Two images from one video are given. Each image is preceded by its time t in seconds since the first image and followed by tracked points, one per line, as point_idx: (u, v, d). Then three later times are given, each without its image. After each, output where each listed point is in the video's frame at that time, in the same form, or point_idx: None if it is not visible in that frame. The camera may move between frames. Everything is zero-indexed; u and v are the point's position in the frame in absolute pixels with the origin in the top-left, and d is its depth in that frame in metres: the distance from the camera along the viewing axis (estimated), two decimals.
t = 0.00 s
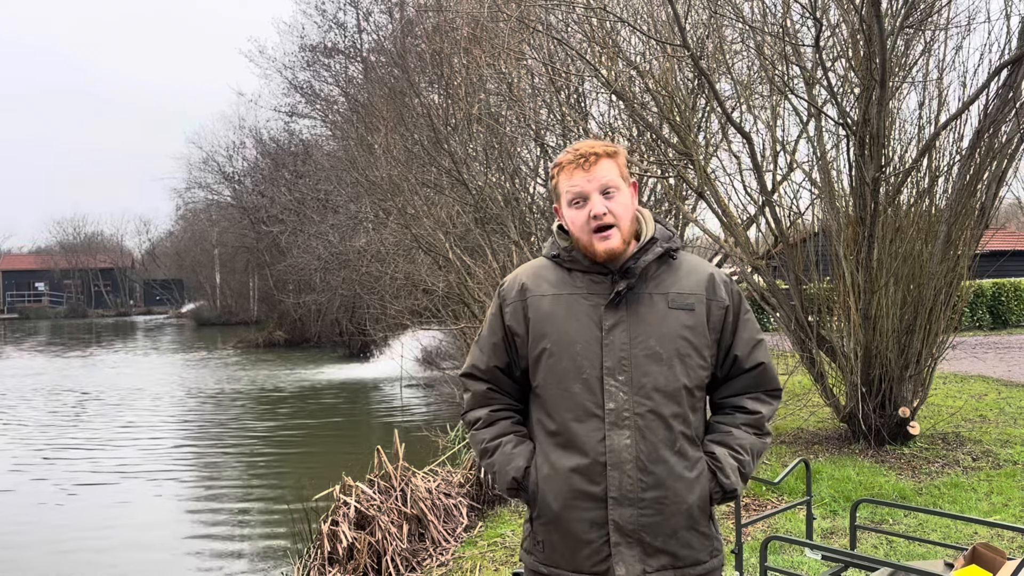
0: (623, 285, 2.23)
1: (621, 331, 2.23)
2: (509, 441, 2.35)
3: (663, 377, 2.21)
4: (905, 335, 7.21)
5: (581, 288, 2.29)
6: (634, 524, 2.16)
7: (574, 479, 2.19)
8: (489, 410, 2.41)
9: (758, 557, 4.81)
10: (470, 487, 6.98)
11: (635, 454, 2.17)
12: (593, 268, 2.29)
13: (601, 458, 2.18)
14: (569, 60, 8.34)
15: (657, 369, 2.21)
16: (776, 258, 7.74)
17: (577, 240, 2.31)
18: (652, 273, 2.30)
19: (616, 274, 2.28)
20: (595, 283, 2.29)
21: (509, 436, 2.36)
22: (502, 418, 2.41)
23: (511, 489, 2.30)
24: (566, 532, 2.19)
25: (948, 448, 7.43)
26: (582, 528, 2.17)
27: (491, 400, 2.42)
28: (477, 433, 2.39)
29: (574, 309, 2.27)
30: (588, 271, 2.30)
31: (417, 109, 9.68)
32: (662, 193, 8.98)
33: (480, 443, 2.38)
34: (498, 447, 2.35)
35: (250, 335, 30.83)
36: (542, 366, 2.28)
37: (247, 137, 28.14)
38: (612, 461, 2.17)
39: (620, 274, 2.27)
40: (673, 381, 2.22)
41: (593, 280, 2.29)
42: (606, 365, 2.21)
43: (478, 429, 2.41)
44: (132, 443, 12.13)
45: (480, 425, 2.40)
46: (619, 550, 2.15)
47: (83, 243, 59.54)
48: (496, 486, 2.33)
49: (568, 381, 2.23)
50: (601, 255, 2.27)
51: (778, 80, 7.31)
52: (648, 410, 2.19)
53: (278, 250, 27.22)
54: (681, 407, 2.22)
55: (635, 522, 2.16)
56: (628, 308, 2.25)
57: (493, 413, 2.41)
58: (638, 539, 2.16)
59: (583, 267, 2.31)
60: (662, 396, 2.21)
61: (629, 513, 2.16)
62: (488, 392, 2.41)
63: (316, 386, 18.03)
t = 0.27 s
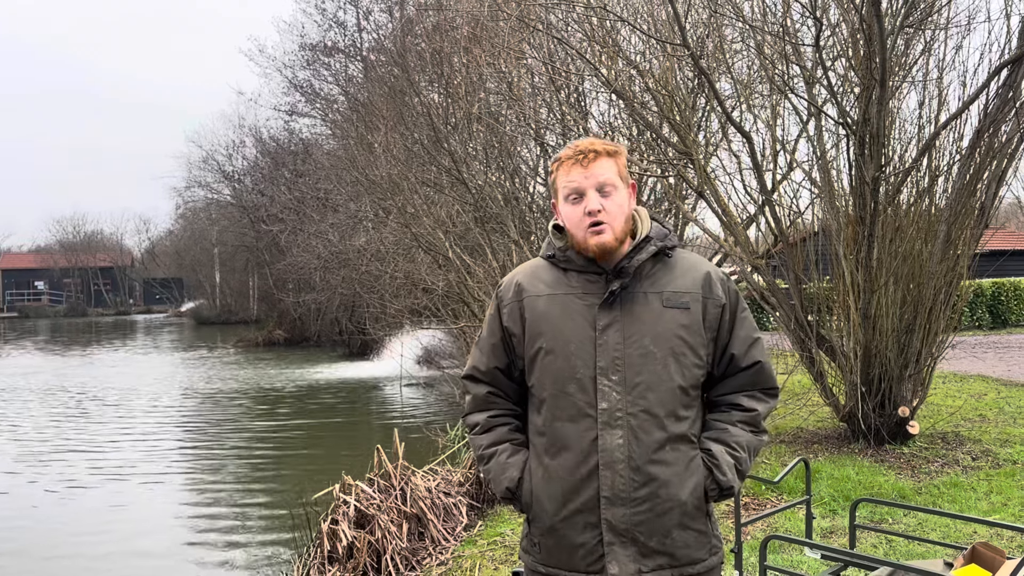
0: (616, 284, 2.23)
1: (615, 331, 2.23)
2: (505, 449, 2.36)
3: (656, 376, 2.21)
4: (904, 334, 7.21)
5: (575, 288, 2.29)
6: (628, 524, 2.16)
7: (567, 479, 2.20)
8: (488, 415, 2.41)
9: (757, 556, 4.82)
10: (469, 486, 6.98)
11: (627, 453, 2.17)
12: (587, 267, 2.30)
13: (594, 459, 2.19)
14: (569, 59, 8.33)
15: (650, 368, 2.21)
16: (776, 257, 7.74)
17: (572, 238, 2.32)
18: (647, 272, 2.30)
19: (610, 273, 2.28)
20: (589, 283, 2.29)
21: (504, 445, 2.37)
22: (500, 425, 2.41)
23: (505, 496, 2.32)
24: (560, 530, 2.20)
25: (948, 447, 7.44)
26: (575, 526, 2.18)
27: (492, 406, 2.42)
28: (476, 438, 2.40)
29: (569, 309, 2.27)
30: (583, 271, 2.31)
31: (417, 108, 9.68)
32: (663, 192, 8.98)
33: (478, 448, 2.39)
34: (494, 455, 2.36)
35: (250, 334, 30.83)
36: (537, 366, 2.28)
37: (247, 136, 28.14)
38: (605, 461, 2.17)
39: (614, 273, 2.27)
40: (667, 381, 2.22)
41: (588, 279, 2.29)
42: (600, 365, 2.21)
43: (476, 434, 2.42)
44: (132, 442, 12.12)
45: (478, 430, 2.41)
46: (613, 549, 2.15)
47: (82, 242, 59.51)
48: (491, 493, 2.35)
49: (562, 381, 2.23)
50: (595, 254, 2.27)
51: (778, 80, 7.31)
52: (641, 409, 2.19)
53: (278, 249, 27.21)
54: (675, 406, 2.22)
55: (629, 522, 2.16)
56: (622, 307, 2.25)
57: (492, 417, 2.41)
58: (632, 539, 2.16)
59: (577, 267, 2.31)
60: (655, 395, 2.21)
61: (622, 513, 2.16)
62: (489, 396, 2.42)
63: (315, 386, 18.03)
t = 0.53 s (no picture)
0: (614, 281, 2.24)
1: (613, 328, 2.23)
2: (503, 442, 2.36)
3: (655, 373, 2.21)
4: (904, 334, 7.21)
5: (573, 285, 2.30)
6: (627, 519, 2.16)
7: (566, 475, 2.20)
8: (485, 409, 2.42)
9: (756, 555, 4.82)
10: (468, 485, 6.99)
11: (627, 449, 2.18)
12: (585, 264, 2.30)
13: (593, 454, 2.19)
14: (569, 58, 8.33)
15: (649, 364, 2.21)
16: (776, 256, 7.75)
17: (583, 234, 2.30)
18: (644, 269, 2.30)
19: (607, 270, 2.30)
20: (587, 280, 2.29)
21: (502, 438, 2.37)
22: (498, 418, 2.41)
23: (504, 490, 2.32)
24: (559, 527, 2.19)
25: (947, 447, 7.44)
26: (573, 523, 2.18)
27: (489, 399, 2.43)
28: (473, 433, 2.41)
29: (567, 306, 2.27)
30: (581, 268, 2.31)
31: (417, 107, 9.68)
32: (663, 191, 8.98)
33: (476, 442, 2.40)
34: (492, 448, 2.36)
35: (250, 333, 30.85)
36: (535, 363, 2.28)
37: (247, 135, 28.14)
38: (604, 458, 2.17)
39: (612, 271, 2.28)
40: (665, 377, 2.22)
41: (585, 277, 2.30)
42: (598, 362, 2.21)
43: (475, 428, 2.42)
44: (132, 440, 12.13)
45: (476, 424, 2.41)
46: (613, 545, 2.15)
47: (82, 240, 59.53)
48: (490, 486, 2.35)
49: (560, 378, 2.24)
50: (606, 254, 2.28)
51: (777, 79, 7.31)
52: (640, 405, 2.20)
53: (278, 248, 27.21)
54: (674, 402, 2.22)
55: (629, 518, 2.16)
56: (619, 304, 2.25)
57: (489, 412, 2.41)
58: (632, 535, 2.16)
59: (575, 264, 2.31)
60: (654, 391, 2.21)
61: (621, 509, 2.16)
62: (486, 390, 2.42)
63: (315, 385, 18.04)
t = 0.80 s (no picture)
0: (618, 283, 2.24)
1: (618, 329, 2.23)
2: (505, 453, 2.34)
3: (660, 374, 2.22)
4: (904, 333, 7.21)
5: (577, 286, 2.29)
6: (634, 521, 2.16)
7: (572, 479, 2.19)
8: (485, 421, 2.40)
9: (756, 554, 4.83)
10: (468, 484, 6.99)
11: (633, 450, 2.18)
12: (588, 266, 2.30)
13: (600, 456, 2.18)
14: (569, 57, 8.33)
15: (653, 366, 2.22)
16: (775, 256, 7.75)
17: (585, 235, 2.30)
18: (646, 271, 2.31)
19: (610, 272, 2.30)
20: (590, 281, 2.29)
21: (505, 449, 2.35)
22: (498, 429, 2.40)
23: (507, 501, 2.30)
24: (565, 531, 2.19)
25: (947, 446, 7.44)
26: (580, 525, 2.18)
27: (489, 410, 2.41)
28: (474, 445, 2.38)
29: (571, 308, 2.27)
30: (583, 270, 2.31)
31: (417, 106, 9.68)
32: (662, 190, 8.98)
33: (477, 454, 2.37)
34: (494, 460, 2.34)
35: (249, 332, 30.85)
36: (540, 366, 2.27)
37: (246, 134, 28.13)
38: (611, 459, 2.17)
39: (616, 273, 2.29)
40: (669, 378, 2.23)
41: (588, 278, 2.30)
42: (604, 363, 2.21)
43: (475, 439, 2.40)
44: (132, 439, 12.12)
45: (477, 435, 2.39)
46: (619, 547, 2.15)
47: (82, 239, 59.54)
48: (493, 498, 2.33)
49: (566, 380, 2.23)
50: (605, 257, 2.28)
51: (777, 78, 7.31)
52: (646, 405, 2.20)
53: (277, 247, 27.20)
54: (679, 402, 2.23)
55: (635, 519, 2.16)
56: (624, 306, 2.26)
57: (490, 422, 2.39)
58: (638, 536, 2.16)
59: (578, 266, 2.31)
60: (659, 393, 2.21)
61: (628, 510, 2.16)
62: (486, 400, 2.40)
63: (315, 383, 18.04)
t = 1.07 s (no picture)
0: (622, 282, 2.24)
1: (622, 327, 2.24)
2: (509, 450, 2.33)
3: (664, 372, 2.22)
4: (903, 332, 7.21)
5: (579, 286, 2.30)
6: (639, 519, 2.16)
7: (577, 477, 2.19)
8: (488, 418, 2.39)
9: (756, 553, 4.83)
10: (468, 483, 6.99)
11: (638, 448, 2.18)
12: (591, 265, 2.30)
13: (605, 454, 2.18)
14: (569, 56, 8.33)
15: (657, 364, 2.22)
16: (775, 255, 7.74)
17: (587, 235, 2.30)
18: (647, 270, 2.32)
19: (613, 270, 2.31)
20: (593, 281, 2.30)
21: (508, 446, 2.33)
22: (501, 426, 2.38)
23: (511, 498, 2.28)
24: (570, 528, 2.18)
25: (947, 445, 7.44)
26: (584, 524, 2.17)
27: (491, 407, 2.40)
28: (477, 441, 2.37)
29: (575, 307, 2.26)
30: (586, 269, 2.31)
31: (417, 104, 9.68)
32: (662, 189, 8.97)
33: (480, 450, 2.35)
34: (497, 456, 2.32)
35: (249, 331, 30.84)
36: (543, 364, 2.26)
37: (246, 133, 28.12)
38: (616, 457, 2.17)
39: (618, 271, 2.29)
40: (673, 376, 2.23)
41: (591, 277, 2.30)
42: (608, 361, 2.21)
43: (477, 437, 2.38)
44: (132, 438, 12.12)
45: (479, 433, 2.37)
46: (624, 545, 2.15)
47: (82, 238, 59.51)
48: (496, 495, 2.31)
49: (571, 378, 2.22)
50: (607, 257, 2.28)
51: (777, 77, 7.31)
52: (650, 404, 2.20)
53: (277, 245, 27.18)
54: (682, 401, 2.23)
55: (639, 517, 2.16)
56: (627, 305, 2.26)
57: (492, 420, 2.38)
58: (643, 534, 2.16)
59: (580, 265, 2.31)
60: (662, 391, 2.21)
61: (634, 508, 2.16)
62: (488, 399, 2.40)
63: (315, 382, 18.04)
